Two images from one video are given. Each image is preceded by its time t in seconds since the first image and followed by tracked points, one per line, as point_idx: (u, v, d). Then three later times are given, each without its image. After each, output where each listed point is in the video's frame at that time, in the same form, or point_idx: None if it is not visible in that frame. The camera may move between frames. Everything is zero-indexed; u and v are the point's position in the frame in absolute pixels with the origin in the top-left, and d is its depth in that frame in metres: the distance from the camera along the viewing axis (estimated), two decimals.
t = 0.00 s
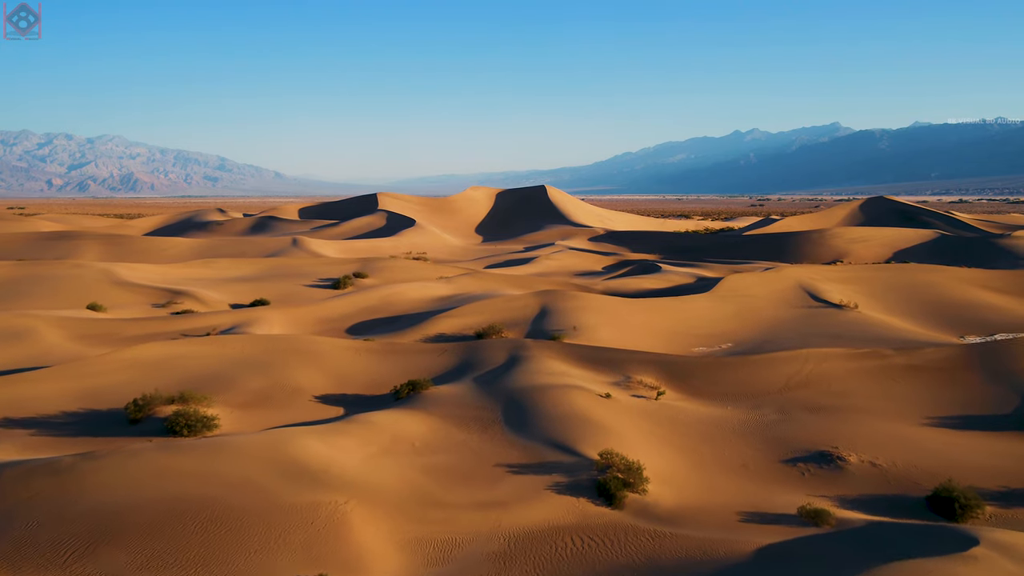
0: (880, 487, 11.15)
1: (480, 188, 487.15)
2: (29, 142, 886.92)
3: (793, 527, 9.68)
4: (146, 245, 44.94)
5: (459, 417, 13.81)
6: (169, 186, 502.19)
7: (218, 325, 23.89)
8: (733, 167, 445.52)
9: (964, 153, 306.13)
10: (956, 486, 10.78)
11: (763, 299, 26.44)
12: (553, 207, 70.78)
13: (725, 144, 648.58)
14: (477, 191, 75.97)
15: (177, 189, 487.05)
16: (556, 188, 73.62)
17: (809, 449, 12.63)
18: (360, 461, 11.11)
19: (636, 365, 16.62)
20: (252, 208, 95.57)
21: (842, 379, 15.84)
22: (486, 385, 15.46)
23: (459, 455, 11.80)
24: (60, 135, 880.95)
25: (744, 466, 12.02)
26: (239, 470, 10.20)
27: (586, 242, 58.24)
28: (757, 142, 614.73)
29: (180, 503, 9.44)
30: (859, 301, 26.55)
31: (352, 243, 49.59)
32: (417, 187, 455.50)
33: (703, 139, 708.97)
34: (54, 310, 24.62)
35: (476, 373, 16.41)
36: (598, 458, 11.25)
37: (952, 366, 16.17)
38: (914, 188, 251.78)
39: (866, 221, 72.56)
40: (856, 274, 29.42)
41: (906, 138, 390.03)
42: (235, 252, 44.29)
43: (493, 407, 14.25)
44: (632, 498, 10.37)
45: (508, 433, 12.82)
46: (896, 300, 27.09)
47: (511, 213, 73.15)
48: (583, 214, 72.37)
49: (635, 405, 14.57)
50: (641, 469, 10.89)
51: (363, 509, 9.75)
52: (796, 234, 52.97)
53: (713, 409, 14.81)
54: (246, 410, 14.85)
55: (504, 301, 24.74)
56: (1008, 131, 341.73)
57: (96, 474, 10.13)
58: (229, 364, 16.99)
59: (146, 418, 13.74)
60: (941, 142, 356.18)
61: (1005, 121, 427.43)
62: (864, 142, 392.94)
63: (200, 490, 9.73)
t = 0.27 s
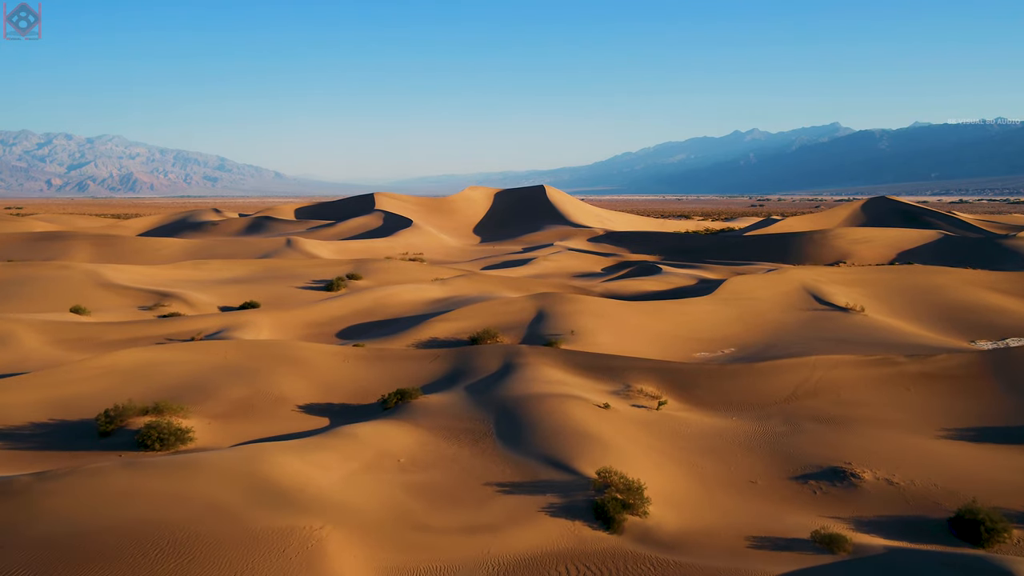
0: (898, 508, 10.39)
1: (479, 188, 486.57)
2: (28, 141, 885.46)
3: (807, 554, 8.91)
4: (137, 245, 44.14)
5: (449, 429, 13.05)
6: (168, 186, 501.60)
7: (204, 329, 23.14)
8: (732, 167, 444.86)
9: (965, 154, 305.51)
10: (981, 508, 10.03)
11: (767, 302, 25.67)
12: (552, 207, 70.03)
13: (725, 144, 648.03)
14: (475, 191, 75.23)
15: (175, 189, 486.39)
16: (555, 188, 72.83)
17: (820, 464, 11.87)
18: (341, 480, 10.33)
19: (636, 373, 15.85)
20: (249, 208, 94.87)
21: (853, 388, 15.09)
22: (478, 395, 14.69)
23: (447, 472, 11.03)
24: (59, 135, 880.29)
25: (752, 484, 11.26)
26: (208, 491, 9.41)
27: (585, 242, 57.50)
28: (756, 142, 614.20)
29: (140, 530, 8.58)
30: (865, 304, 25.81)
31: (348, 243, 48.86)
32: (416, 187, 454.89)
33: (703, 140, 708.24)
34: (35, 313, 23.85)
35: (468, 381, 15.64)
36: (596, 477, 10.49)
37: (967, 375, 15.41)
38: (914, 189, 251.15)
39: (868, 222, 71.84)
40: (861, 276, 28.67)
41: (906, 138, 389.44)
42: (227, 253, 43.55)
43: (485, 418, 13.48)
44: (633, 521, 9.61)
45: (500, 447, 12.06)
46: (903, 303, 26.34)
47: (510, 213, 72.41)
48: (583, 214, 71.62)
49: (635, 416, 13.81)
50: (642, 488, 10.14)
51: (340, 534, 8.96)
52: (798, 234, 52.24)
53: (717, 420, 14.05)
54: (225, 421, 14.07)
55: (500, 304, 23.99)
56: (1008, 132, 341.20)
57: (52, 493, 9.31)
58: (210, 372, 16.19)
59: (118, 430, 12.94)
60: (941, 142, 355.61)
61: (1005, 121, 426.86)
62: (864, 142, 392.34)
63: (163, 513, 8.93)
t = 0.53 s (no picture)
0: (919, 532, 9.62)
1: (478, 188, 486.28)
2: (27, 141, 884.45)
3: None
4: (128, 246, 43.39)
5: (437, 443, 12.28)
6: (167, 186, 500.88)
7: (190, 334, 22.40)
8: (732, 167, 444.14)
9: (965, 154, 304.78)
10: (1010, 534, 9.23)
11: (771, 305, 24.91)
12: (551, 207, 69.25)
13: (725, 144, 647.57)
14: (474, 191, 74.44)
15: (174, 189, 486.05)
16: (554, 188, 72.04)
17: (832, 482, 11.10)
18: (317, 503, 9.55)
19: (636, 382, 15.07)
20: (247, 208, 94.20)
21: (865, 397, 14.33)
22: (470, 405, 13.93)
23: (432, 493, 10.26)
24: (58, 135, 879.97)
25: (761, 504, 10.48)
26: (169, 516, 8.62)
27: (585, 243, 56.72)
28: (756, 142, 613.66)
29: (92, 559, 7.76)
30: (872, 307, 25.03)
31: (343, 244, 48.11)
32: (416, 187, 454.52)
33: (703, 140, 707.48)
34: (16, 317, 23.12)
35: (460, 391, 14.86)
36: (592, 499, 9.72)
37: (984, 385, 14.64)
38: (915, 189, 250.42)
39: (870, 222, 71.03)
40: (867, 278, 27.88)
41: (906, 138, 388.79)
42: (220, 255, 42.79)
43: (476, 431, 12.69)
44: (632, 549, 8.82)
45: (491, 465, 11.28)
46: (911, 306, 25.56)
47: (508, 213, 71.64)
48: (582, 215, 70.82)
49: (636, 428, 13.04)
50: (642, 511, 9.36)
51: (313, 562, 8.18)
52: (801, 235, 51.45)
53: (721, 432, 13.27)
54: (202, 433, 13.28)
55: (495, 307, 23.21)
56: (1008, 132, 340.75)
57: None
58: (189, 380, 15.41)
59: (85, 444, 12.15)
60: (941, 142, 355.02)
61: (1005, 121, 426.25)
62: (864, 142, 391.61)
63: (118, 540, 8.13)
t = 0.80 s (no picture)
0: (943, 561, 8.90)
1: (478, 188, 485.73)
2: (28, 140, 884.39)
3: None
4: (118, 247, 42.63)
5: (425, 459, 11.56)
6: (166, 185, 500.25)
7: (175, 339, 21.67)
8: (732, 167, 443.51)
9: (965, 154, 304.22)
10: None
11: (774, 308, 24.21)
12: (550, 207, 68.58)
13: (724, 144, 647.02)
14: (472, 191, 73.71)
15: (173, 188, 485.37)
16: (553, 188, 71.38)
17: (845, 504, 10.38)
18: (290, 531, 8.82)
19: (636, 392, 14.35)
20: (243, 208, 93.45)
21: (877, 409, 13.59)
22: (460, 417, 13.18)
23: (417, 517, 9.54)
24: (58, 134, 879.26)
25: (771, 528, 9.77)
26: (125, 548, 7.86)
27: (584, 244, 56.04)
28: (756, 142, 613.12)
29: None
30: (878, 311, 24.33)
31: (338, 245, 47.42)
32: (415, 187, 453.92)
33: (702, 140, 706.86)
34: None
35: (450, 401, 14.12)
36: (589, 525, 9.00)
37: (1002, 395, 13.92)
38: (915, 189, 249.84)
39: (871, 223, 70.40)
40: (873, 281, 27.17)
41: (906, 138, 388.30)
42: (213, 256, 42.08)
43: (466, 446, 11.97)
44: None
45: (481, 484, 10.56)
46: (918, 310, 24.87)
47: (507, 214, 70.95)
48: (581, 215, 70.16)
49: (636, 442, 12.30)
50: (642, 539, 8.65)
51: None
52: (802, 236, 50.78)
53: (726, 446, 12.55)
54: (176, 447, 12.55)
55: (491, 311, 22.50)
56: (1008, 132, 340.22)
57: None
58: (166, 389, 14.63)
59: (49, 461, 11.37)
60: (941, 142, 354.51)
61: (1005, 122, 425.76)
62: (864, 142, 391.11)
63: None
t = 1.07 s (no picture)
0: None
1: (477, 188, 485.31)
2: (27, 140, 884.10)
3: None
4: (109, 248, 41.91)
5: (410, 477, 10.84)
6: (165, 185, 499.89)
7: (159, 344, 20.94)
8: (732, 167, 442.91)
9: (966, 154, 303.58)
10: None
11: (779, 311, 23.50)
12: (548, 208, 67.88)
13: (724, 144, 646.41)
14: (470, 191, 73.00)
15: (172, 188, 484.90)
16: (551, 188, 70.68)
17: (863, 529, 9.66)
18: (259, 562, 8.09)
19: (636, 404, 13.61)
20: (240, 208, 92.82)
21: (891, 422, 12.87)
22: (449, 431, 12.45)
23: (399, 544, 8.82)
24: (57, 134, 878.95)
25: (782, 555, 9.04)
26: None
27: (583, 245, 55.34)
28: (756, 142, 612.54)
29: None
30: (886, 315, 23.59)
31: (333, 246, 46.70)
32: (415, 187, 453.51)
33: (702, 140, 706.33)
34: None
35: (440, 413, 13.39)
36: (585, 555, 8.28)
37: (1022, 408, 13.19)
38: (915, 189, 249.23)
39: (872, 223, 69.69)
40: (879, 284, 26.44)
41: (906, 138, 387.77)
42: (205, 257, 41.36)
43: (456, 463, 11.25)
44: None
45: (470, 507, 9.83)
46: (926, 314, 24.15)
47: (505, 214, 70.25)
48: (580, 215, 69.45)
49: (636, 458, 11.57)
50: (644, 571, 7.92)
51: None
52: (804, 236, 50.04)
53: (732, 462, 11.82)
54: (148, 463, 11.82)
55: (485, 314, 21.77)
56: (1008, 132, 339.62)
57: None
58: (141, 400, 13.88)
59: (11, 478, 10.60)
60: (941, 142, 353.98)
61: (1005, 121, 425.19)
62: (864, 142, 390.56)
63: None
